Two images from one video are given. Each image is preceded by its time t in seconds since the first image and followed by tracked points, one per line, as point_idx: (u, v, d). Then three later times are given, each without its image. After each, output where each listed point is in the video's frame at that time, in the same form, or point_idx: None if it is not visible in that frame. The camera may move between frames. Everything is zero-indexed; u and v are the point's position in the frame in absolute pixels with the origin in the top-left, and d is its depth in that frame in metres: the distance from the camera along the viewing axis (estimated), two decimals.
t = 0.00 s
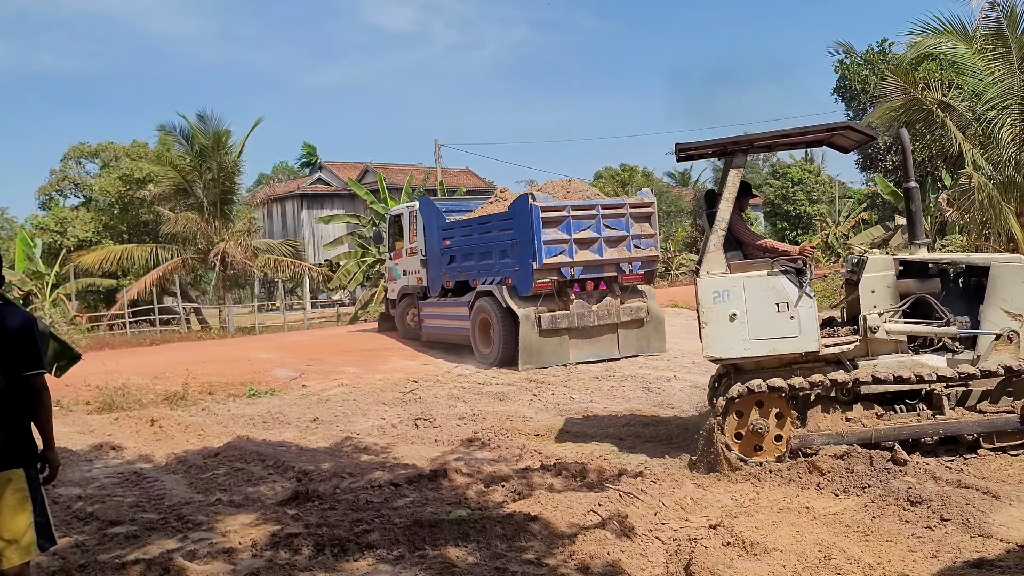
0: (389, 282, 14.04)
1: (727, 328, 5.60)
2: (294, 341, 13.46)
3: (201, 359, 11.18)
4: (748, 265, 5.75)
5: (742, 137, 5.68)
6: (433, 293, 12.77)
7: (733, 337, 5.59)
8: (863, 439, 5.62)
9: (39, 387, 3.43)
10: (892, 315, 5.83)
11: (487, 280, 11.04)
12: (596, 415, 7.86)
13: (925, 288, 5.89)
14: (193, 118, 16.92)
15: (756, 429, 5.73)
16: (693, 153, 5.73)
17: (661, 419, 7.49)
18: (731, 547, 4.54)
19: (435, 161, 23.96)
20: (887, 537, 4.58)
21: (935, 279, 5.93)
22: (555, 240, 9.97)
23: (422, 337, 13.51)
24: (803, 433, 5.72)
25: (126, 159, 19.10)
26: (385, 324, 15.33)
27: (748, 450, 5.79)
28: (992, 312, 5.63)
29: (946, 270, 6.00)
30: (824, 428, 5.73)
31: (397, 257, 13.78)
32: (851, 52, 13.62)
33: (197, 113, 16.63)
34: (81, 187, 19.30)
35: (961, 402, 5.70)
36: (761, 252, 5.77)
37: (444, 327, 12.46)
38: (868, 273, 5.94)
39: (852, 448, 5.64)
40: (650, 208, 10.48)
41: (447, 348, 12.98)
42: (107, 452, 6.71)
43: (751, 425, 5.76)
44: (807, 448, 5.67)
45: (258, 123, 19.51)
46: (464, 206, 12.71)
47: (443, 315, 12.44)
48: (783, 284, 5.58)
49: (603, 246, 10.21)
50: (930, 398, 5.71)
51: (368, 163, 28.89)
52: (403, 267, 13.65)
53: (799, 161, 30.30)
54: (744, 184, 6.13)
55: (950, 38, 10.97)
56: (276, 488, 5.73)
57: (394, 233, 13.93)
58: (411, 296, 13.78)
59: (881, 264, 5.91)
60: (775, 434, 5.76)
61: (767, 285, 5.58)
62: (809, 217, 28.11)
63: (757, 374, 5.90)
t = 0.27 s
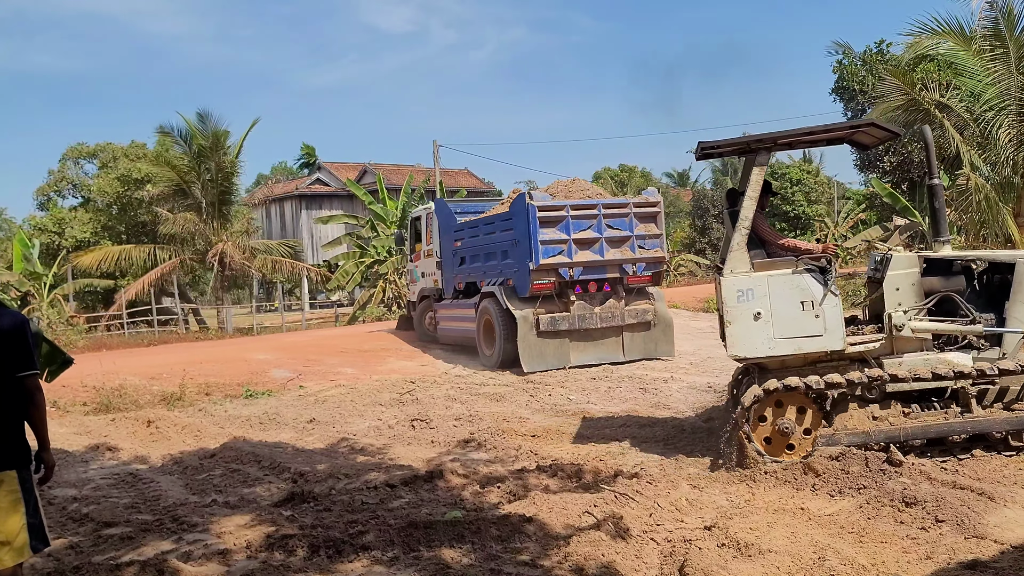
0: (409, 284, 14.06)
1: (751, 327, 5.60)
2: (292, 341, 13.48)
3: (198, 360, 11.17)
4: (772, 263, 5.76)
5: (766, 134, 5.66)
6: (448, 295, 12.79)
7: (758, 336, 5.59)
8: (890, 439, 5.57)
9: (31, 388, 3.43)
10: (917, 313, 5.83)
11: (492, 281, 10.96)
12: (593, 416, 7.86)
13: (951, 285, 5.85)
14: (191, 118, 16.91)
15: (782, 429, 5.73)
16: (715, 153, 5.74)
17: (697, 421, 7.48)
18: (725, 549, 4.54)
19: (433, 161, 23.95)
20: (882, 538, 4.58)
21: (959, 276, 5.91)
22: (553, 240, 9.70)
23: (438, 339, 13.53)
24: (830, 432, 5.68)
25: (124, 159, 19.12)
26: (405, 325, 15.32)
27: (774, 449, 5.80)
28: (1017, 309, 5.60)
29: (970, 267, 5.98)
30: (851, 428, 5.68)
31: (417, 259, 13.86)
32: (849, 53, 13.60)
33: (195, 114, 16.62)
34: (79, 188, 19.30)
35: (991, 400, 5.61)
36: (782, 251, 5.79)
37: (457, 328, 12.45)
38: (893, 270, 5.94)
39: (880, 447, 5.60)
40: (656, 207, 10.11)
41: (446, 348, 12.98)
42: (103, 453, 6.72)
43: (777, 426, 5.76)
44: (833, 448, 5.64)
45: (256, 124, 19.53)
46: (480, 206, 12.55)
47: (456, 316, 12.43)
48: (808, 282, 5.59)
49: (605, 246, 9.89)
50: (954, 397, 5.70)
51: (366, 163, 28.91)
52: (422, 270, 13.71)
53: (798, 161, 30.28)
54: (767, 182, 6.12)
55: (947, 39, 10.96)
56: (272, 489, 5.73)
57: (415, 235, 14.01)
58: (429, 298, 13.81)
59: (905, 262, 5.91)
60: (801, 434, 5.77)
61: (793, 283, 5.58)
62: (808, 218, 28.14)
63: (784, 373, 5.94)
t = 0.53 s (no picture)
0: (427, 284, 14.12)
1: (778, 325, 5.59)
2: (291, 342, 13.48)
3: (196, 361, 11.17)
4: (798, 261, 5.73)
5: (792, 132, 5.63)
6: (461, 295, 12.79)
7: (784, 334, 5.59)
8: (918, 438, 5.58)
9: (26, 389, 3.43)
10: (944, 312, 5.84)
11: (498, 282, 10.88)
12: (591, 417, 7.85)
13: (977, 284, 5.90)
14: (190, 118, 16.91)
15: (810, 427, 5.75)
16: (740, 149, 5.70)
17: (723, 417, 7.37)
18: (720, 550, 4.54)
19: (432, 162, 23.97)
20: (877, 539, 4.59)
21: (986, 276, 5.92)
22: (553, 239, 9.46)
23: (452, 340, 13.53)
24: (858, 431, 5.69)
25: (123, 160, 19.13)
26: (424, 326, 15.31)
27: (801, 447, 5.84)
28: None
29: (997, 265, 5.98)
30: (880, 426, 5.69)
31: (434, 260, 13.91)
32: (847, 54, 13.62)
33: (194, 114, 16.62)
34: (77, 188, 19.30)
35: (1015, 399, 5.61)
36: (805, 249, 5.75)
37: (468, 329, 12.45)
38: (920, 269, 5.94)
39: (908, 446, 5.60)
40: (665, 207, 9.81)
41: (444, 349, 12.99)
42: (99, 454, 6.72)
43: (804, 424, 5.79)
44: (861, 446, 5.64)
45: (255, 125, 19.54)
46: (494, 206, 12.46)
47: (468, 316, 12.42)
48: (835, 280, 5.60)
49: (609, 245, 9.62)
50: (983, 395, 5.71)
51: (365, 164, 28.94)
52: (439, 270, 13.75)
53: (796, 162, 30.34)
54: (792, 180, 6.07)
55: (945, 40, 10.99)
56: (268, 490, 5.73)
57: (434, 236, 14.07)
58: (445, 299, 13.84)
59: (933, 260, 5.92)
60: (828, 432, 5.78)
61: (819, 282, 5.59)
62: (806, 219, 28.21)
63: (808, 372, 5.96)
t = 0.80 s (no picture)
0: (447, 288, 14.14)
1: (806, 323, 5.54)
2: (289, 343, 13.49)
3: (194, 362, 11.17)
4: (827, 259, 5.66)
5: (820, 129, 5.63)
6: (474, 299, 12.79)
7: (812, 332, 5.53)
8: (947, 437, 5.59)
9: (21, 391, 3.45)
10: (972, 311, 5.81)
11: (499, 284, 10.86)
12: (588, 418, 7.87)
13: (1005, 282, 5.84)
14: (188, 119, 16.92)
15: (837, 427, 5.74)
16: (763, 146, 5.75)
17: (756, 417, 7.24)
18: (716, 551, 4.55)
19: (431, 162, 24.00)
20: (872, 541, 4.59)
21: (1016, 274, 5.85)
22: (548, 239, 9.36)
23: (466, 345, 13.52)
24: (887, 430, 5.70)
25: (121, 160, 19.14)
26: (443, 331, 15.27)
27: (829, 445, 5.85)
28: None
29: None
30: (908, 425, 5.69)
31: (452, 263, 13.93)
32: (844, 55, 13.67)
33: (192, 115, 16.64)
34: (75, 189, 19.31)
35: None
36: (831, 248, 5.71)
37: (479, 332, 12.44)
38: (947, 267, 5.89)
39: (937, 445, 5.61)
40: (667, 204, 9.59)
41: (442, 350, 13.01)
42: (96, 455, 6.72)
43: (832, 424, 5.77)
44: (889, 446, 5.66)
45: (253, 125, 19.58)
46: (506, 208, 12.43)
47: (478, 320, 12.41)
48: (864, 279, 5.54)
49: (606, 244, 9.48)
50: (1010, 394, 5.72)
51: (364, 165, 28.96)
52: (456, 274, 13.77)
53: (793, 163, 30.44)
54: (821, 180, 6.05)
55: (943, 40, 11.06)
56: (265, 492, 5.74)
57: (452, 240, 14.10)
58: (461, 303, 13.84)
59: (960, 259, 5.88)
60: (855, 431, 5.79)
61: (847, 280, 5.53)
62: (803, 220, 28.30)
63: (837, 370, 5.90)
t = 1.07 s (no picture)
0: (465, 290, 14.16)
1: (834, 320, 5.54)
2: (287, 343, 13.48)
3: (191, 362, 11.17)
4: (855, 256, 5.68)
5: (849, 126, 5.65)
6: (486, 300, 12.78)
7: (841, 328, 5.53)
8: (977, 435, 5.56)
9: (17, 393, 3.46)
10: (1001, 309, 5.75)
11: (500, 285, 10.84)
12: (585, 419, 7.87)
13: None
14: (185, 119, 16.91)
15: (866, 422, 5.72)
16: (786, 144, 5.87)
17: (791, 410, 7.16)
18: (713, 552, 4.56)
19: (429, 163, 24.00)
20: (869, 542, 4.60)
21: None
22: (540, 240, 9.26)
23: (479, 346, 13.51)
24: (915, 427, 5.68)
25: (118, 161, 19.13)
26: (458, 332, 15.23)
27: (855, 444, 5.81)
28: None
29: None
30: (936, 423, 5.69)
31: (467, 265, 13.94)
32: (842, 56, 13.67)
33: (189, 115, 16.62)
34: (73, 189, 19.30)
35: None
36: (860, 244, 5.72)
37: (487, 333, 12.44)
38: (976, 265, 5.84)
39: (966, 442, 5.58)
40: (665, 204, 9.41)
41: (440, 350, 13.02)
42: (94, 456, 6.72)
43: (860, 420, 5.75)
44: (918, 443, 5.62)
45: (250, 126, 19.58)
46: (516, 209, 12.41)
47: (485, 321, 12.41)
48: (892, 276, 5.56)
49: (601, 245, 9.32)
50: None
51: (362, 165, 28.96)
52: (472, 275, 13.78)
53: (791, 163, 30.50)
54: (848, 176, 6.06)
55: (940, 42, 11.03)
56: (263, 492, 5.74)
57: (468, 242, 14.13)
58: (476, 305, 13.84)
59: (990, 257, 5.83)
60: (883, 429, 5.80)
61: (876, 277, 5.55)
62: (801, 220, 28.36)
63: (862, 367, 5.89)
